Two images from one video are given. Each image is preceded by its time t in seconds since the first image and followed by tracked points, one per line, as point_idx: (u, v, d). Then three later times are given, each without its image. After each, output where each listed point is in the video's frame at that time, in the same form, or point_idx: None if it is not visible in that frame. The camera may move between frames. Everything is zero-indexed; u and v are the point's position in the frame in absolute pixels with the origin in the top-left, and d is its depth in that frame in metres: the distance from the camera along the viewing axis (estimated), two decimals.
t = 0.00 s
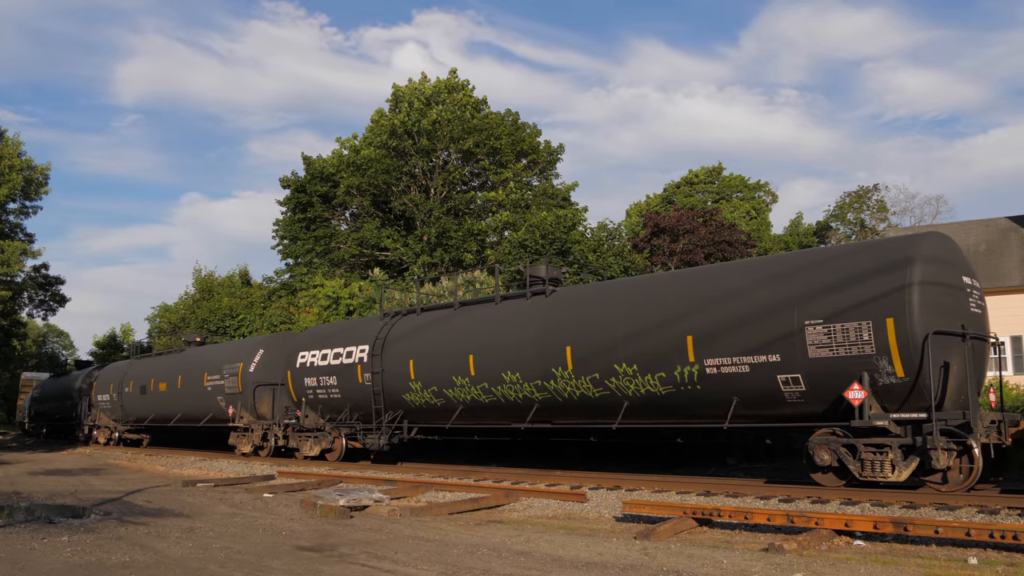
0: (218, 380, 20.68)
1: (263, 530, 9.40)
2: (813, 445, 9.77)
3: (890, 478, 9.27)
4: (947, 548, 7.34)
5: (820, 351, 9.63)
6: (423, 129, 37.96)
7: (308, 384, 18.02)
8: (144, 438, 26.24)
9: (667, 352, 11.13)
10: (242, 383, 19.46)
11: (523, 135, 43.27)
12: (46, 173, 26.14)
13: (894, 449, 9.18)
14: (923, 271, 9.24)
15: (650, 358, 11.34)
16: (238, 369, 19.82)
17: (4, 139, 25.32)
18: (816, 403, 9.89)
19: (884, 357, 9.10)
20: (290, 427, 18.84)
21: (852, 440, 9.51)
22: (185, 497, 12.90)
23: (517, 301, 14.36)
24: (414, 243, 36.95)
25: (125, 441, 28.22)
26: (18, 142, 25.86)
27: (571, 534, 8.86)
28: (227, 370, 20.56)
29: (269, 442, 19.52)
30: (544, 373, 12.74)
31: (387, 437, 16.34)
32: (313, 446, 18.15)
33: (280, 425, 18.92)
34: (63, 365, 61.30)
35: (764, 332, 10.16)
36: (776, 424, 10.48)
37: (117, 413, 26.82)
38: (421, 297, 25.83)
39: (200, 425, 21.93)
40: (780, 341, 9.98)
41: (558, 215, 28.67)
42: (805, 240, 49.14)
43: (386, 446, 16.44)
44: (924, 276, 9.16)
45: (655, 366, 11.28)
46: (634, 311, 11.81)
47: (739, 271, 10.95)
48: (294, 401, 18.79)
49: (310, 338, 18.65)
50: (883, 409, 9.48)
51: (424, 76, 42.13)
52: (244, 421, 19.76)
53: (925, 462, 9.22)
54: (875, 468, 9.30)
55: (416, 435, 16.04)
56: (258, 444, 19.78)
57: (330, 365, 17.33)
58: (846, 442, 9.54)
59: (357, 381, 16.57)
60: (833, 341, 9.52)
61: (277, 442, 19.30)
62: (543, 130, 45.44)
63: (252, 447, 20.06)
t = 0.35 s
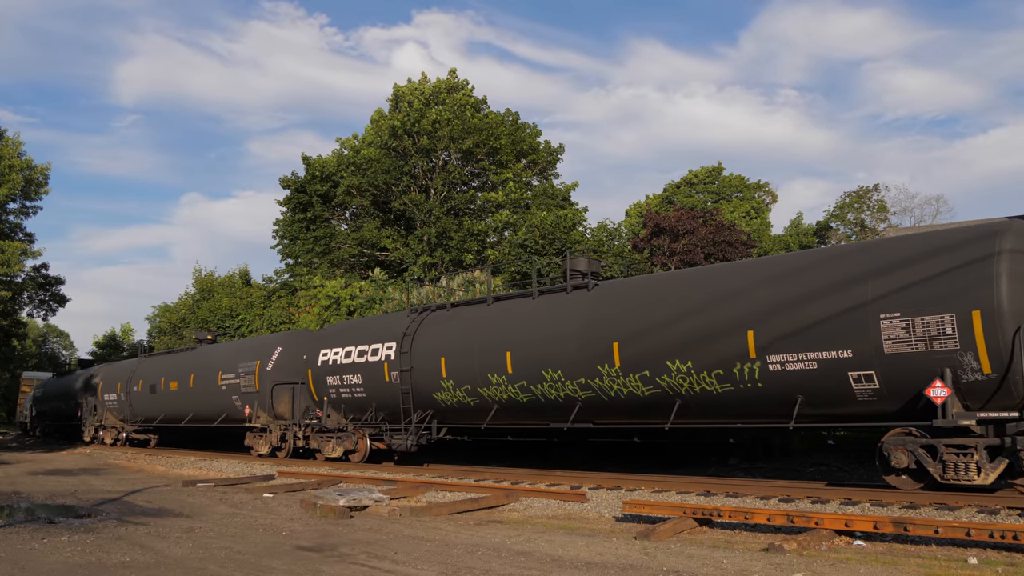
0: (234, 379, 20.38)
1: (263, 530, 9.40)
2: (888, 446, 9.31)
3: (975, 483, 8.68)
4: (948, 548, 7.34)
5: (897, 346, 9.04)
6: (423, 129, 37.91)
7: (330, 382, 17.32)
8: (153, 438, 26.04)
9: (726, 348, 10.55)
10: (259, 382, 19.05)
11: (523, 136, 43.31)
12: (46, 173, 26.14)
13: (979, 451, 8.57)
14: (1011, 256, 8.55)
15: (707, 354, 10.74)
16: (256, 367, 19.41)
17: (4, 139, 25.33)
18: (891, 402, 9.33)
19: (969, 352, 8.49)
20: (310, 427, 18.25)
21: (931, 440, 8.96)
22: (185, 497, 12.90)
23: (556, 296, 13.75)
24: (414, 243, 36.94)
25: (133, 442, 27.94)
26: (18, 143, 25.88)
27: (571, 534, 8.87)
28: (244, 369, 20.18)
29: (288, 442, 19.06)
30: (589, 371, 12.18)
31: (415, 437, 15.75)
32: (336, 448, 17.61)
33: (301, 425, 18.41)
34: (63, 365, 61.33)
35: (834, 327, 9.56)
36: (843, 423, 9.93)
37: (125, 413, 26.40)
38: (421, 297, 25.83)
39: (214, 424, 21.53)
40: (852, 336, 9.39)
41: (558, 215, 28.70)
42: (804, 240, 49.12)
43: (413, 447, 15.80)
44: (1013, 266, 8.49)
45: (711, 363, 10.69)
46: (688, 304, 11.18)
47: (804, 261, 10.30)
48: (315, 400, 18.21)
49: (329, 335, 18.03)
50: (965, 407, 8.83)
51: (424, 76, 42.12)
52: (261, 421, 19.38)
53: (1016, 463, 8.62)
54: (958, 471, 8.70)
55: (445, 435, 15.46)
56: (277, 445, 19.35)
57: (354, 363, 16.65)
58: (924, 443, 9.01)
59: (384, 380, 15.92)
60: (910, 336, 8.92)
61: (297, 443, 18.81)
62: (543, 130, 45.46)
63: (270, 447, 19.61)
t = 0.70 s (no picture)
0: (251, 377, 19.78)
1: (263, 530, 9.41)
2: (974, 447, 8.75)
3: None
4: (948, 548, 7.34)
5: (984, 341, 8.41)
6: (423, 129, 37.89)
7: (354, 381, 16.73)
8: (161, 440, 25.66)
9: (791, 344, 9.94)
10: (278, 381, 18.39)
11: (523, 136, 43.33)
12: (46, 173, 26.15)
13: None
14: None
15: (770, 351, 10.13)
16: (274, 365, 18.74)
17: (4, 139, 25.33)
18: (973, 400, 8.72)
19: None
20: (333, 427, 17.72)
21: (1019, 440, 8.36)
22: (185, 497, 12.90)
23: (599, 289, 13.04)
24: (414, 243, 36.92)
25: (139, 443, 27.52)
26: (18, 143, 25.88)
27: (571, 534, 8.87)
28: (260, 368, 19.53)
29: (308, 443, 18.51)
30: (637, 368, 11.54)
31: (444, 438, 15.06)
32: (361, 449, 17.08)
33: (322, 425, 17.83)
34: (64, 365, 61.43)
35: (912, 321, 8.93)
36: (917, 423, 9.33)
37: (133, 412, 25.81)
38: (421, 297, 25.85)
39: (229, 424, 20.87)
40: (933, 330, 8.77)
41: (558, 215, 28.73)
42: (804, 240, 49.14)
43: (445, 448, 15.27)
44: None
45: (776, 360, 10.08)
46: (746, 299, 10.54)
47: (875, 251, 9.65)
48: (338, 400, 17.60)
49: (353, 332, 17.44)
50: None
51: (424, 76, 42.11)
52: (280, 421, 18.75)
53: None
54: None
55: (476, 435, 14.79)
56: (296, 446, 18.79)
57: (380, 360, 16.03)
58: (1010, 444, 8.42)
59: (413, 378, 15.27)
60: (1000, 330, 8.29)
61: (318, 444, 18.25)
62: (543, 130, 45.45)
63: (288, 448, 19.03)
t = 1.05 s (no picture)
0: (269, 376, 19.09)
1: (263, 530, 9.40)
2: None
3: None
4: (948, 548, 7.34)
5: None
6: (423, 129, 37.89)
7: (381, 379, 16.05)
8: (170, 441, 25.25)
9: (845, 343, 9.46)
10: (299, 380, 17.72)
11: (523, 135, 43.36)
12: (46, 173, 26.15)
13: None
14: None
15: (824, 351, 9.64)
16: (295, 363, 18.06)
17: (4, 139, 25.33)
18: None
19: None
20: (356, 427, 16.97)
21: None
22: (185, 497, 12.90)
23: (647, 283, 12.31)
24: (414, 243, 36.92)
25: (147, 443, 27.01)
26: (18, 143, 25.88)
27: (571, 534, 8.86)
28: (280, 366, 18.82)
29: (330, 444, 17.87)
30: (681, 367, 11.02)
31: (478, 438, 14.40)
32: (387, 450, 16.28)
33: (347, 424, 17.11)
34: (63, 365, 61.53)
35: (979, 324, 8.43)
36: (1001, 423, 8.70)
37: (142, 412, 25.17)
38: (421, 297, 25.84)
39: (244, 424, 20.21)
40: (1000, 332, 8.28)
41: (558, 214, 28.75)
42: (804, 240, 49.15)
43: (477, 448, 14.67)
44: None
45: (829, 360, 9.61)
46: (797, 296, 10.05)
47: (936, 245, 9.11)
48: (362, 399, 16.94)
49: (379, 329, 16.81)
50: None
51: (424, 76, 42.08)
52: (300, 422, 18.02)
53: None
54: None
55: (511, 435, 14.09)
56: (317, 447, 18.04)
57: (409, 358, 15.36)
58: None
59: (445, 376, 14.60)
60: None
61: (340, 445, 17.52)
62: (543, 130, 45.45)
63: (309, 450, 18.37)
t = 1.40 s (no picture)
0: (287, 374, 18.54)
1: (263, 530, 9.40)
2: None
3: None
4: (948, 548, 7.34)
5: None
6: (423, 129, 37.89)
7: (410, 377, 15.36)
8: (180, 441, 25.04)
9: (846, 343, 9.45)
10: (320, 379, 17.09)
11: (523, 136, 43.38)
12: (46, 173, 26.16)
13: None
14: None
15: (825, 351, 9.64)
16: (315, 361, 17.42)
17: (4, 139, 25.35)
18: None
19: None
20: (382, 427, 16.42)
21: None
22: (186, 497, 12.89)
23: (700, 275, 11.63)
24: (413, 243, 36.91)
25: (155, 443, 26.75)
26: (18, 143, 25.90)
27: (571, 534, 8.86)
28: (299, 363, 18.19)
29: (354, 445, 17.23)
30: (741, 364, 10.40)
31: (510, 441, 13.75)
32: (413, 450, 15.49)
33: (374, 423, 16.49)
34: (63, 364, 61.57)
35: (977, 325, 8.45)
36: None
37: (152, 412, 24.86)
38: (421, 297, 25.81)
39: (261, 425, 19.98)
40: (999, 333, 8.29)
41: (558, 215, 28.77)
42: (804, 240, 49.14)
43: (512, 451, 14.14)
44: None
45: (831, 360, 9.60)
46: (798, 296, 10.04)
47: (932, 246, 9.15)
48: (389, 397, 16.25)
49: (408, 325, 16.09)
50: None
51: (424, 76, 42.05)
52: (321, 422, 17.34)
53: None
54: None
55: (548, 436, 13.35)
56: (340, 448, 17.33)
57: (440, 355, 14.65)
58: None
59: (480, 374, 13.93)
60: None
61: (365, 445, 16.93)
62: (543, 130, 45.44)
63: (331, 450, 17.72)
